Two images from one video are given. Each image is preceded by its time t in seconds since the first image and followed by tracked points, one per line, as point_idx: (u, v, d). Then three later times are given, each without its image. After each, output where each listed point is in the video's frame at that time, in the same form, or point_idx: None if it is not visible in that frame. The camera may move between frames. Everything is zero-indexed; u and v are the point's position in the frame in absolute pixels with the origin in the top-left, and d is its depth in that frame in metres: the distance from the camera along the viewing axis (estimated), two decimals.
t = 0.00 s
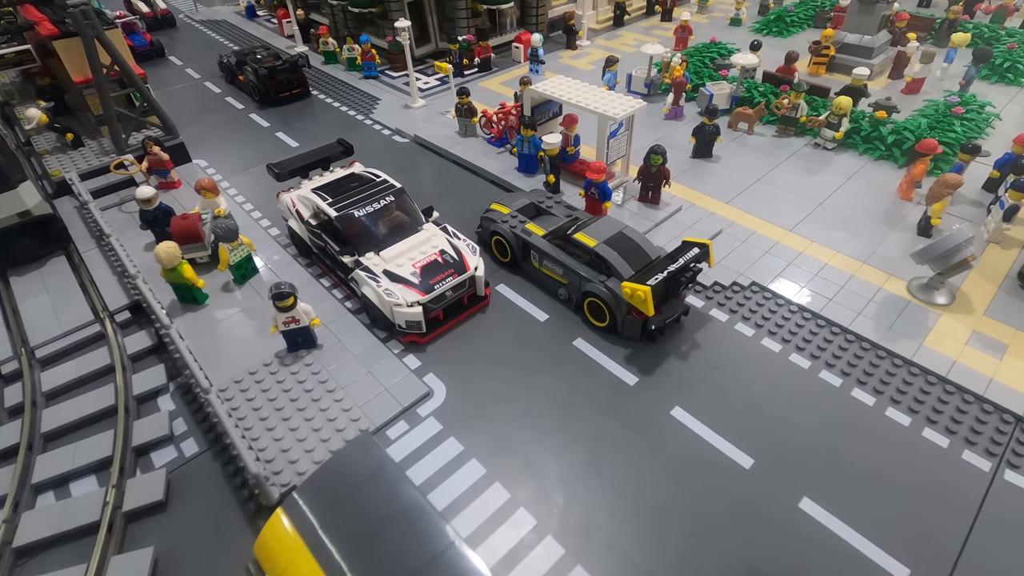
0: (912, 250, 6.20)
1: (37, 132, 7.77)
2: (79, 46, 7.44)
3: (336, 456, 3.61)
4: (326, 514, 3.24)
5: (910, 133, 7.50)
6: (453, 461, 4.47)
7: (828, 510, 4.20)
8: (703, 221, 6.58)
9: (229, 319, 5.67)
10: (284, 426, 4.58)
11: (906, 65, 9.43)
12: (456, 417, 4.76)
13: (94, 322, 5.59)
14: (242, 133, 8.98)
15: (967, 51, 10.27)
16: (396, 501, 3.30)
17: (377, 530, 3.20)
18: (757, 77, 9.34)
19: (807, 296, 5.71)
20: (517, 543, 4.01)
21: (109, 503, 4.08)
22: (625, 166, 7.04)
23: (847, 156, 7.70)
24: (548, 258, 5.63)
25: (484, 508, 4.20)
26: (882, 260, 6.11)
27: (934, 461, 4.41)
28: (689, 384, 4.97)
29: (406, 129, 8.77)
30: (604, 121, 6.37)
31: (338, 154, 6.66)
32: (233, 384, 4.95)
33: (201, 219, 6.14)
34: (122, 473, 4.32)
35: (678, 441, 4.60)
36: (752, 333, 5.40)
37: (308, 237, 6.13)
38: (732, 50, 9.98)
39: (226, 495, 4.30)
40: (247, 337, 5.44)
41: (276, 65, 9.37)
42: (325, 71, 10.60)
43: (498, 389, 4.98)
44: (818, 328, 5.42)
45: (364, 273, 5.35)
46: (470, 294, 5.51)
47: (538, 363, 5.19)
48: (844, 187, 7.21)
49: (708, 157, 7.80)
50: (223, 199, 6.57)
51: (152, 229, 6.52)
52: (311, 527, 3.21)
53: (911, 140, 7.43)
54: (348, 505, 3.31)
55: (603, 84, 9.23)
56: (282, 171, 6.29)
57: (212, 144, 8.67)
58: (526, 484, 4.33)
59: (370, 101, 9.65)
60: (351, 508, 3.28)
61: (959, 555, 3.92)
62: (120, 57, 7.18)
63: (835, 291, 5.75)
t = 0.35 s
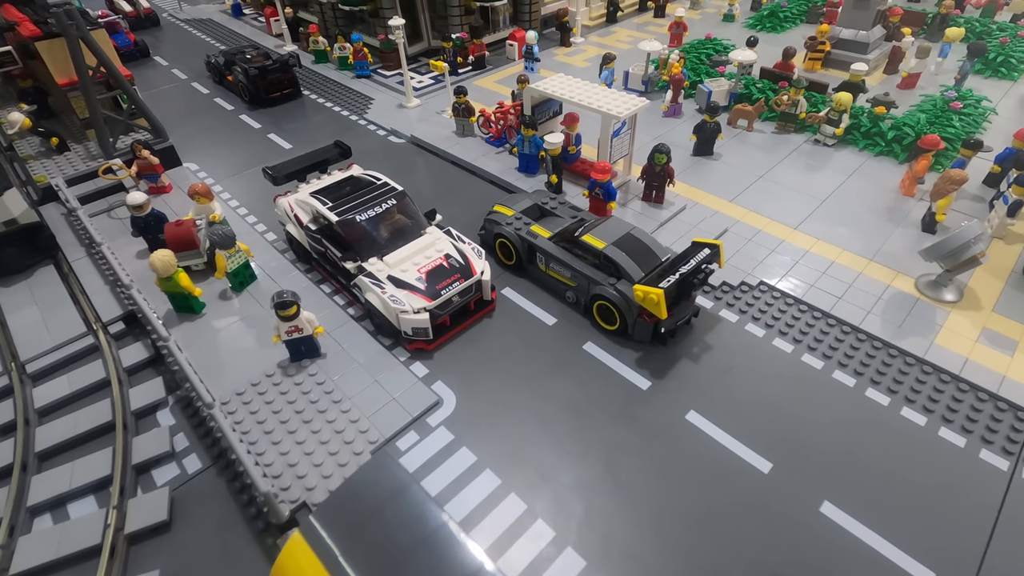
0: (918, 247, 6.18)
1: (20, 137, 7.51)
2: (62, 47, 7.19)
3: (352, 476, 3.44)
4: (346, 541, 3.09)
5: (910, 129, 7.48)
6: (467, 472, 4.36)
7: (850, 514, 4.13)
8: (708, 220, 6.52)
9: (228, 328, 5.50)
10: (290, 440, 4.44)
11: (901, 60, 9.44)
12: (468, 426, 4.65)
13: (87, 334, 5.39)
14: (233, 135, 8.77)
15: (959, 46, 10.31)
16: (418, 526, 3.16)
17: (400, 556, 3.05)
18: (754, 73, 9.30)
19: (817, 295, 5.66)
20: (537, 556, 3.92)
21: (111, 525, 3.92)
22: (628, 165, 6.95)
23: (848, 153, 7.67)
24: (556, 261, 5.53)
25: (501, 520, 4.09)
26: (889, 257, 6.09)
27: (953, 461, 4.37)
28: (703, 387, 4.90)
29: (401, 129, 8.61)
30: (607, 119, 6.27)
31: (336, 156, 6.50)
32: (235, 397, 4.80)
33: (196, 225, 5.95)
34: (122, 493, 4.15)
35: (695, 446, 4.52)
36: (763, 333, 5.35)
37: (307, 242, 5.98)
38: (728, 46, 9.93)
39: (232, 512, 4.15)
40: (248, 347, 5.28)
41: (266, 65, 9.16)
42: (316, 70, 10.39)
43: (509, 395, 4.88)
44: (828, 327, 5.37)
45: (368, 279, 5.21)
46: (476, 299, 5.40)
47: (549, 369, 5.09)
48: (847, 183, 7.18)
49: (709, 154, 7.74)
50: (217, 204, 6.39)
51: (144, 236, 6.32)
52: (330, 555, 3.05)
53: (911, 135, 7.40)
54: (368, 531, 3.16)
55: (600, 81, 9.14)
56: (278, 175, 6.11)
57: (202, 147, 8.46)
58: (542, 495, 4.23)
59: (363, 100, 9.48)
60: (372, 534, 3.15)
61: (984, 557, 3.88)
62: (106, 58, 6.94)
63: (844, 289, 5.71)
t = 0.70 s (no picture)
0: (926, 242, 6.15)
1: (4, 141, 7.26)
2: (47, 47, 6.94)
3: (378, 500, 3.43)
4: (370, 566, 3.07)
5: (913, 123, 7.41)
6: (484, 483, 4.25)
7: (874, 517, 4.07)
8: (715, 218, 6.44)
9: (228, 337, 5.34)
10: (300, 453, 4.30)
11: (899, 53, 9.41)
12: (482, 434, 4.54)
13: (82, 345, 5.21)
14: (225, 136, 8.56)
15: (954, 38, 10.32)
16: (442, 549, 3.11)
17: None
18: (752, 67, 9.24)
19: (828, 292, 5.60)
20: (559, 568, 3.82)
21: (116, 547, 3.76)
22: (632, 163, 6.84)
23: (850, 147, 7.63)
24: (565, 263, 5.42)
25: (521, 531, 3.99)
26: (898, 253, 6.04)
27: (974, 460, 4.33)
28: (719, 389, 4.82)
29: (399, 129, 8.45)
30: (612, 117, 6.17)
31: (336, 158, 6.33)
32: (239, 409, 4.65)
33: (192, 230, 5.77)
34: (126, 513, 3.99)
35: (715, 450, 4.44)
36: (776, 333, 5.28)
37: (308, 247, 5.82)
38: (726, 40, 9.85)
39: (241, 530, 4.01)
40: (250, 356, 5.12)
41: (257, 64, 8.96)
42: (308, 69, 10.18)
43: (522, 402, 4.77)
44: (842, 325, 5.31)
45: (374, 285, 5.07)
46: (485, 303, 5.28)
47: (562, 373, 4.99)
48: (851, 178, 7.13)
49: (712, 151, 7.66)
50: (213, 209, 6.21)
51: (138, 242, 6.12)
52: None
53: (914, 130, 7.35)
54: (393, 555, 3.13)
55: (599, 78, 9.03)
56: (277, 178, 5.94)
57: (194, 149, 8.24)
58: (562, 504, 4.14)
59: (358, 99, 9.30)
60: (396, 558, 3.10)
61: (1011, 557, 3.83)
62: (94, 58, 6.71)
63: (855, 287, 5.66)
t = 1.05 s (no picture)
0: (937, 234, 6.06)
1: None
2: (23, 45, 6.61)
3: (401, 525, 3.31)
4: None
5: (916, 113, 7.32)
6: (502, 495, 4.09)
7: (904, 521, 3.95)
8: (724, 213, 6.31)
9: (226, 347, 5.11)
10: (308, 470, 4.12)
11: (897, 42, 9.32)
12: (498, 444, 4.38)
13: (71, 360, 4.97)
14: (213, 135, 8.27)
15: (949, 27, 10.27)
16: None
17: None
18: (750, 58, 9.12)
19: (842, 288, 5.50)
20: None
21: None
22: (637, 158, 6.68)
23: (854, 139, 7.53)
24: (575, 263, 5.27)
25: (543, 546, 3.84)
26: (910, 245, 5.94)
27: (1001, 459, 4.24)
28: (738, 390, 4.69)
29: (394, 126, 8.22)
30: (618, 111, 6.01)
31: (334, 157, 6.10)
32: (241, 424, 4.45)
33: (185, 236, 5.53)
34: (126, 539, 3.78)
35: (738, 454, 4.31)
36: (792, 331, 5.16)
37: (307, 251, 5.60)
38: (723, 31, 9.69)
39: (249, 553, 3.81)
40: (251, 367, 4.91)
41: (245, 60, 8.68)
42: (296, 65, 9.88)
43: (537, 409, 4.62)
44: (858, 321, 5.21)
45: (379, 290, 4.88)
46: (494, 306, 5.11)
47: (576, 377, 4.85)
48: (857, 170, 7.03)
49: (715, 144, 7.52)
50: (205, 212, 5.97)
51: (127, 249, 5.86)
52: None
53: (919, 120, 7.27)
54: None
55: (597, 70, 8.86)
56: (272, 179, 5.71)
57: (181, 149, 7.94)
58: (584, 515, 4.00)
59: (350, 95, 9.04)
60: None
61: None
62: (74, 57, 6.40)
63: (868, 281, 5.56)
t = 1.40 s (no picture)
0: (944, 228, 6.00)
1: None
2: None
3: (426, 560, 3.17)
4: None
5: (918, 105, 7.26)
6: (519, 508, 3.98)
7: (929, 524, 3.88)
8: (730, 209, 6.21)
9: (224, 359, 4.93)
10: (317, 487, 3.98)
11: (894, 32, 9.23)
12: (512, 454, 4.26)
13: (62, 376, 4.76)
14: (201, 135, 8.00)
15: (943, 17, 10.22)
16: None
17: None
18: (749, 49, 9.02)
19: (853, 285, 5.42)
20: None
21: None
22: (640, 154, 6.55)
23: (856, 131, 7.45)
24: (584, 265, 5.14)
25: (564, 560, 3.74)
26: (918, 239, 5.88)
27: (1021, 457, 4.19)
28: (754, 392, 4.60)
29: (388, 123, 8.01)
30: (622, 107, 5.87)
31: (330, 158, 5.90)
32: (245, 439, 4.29)
33: (177, 243, 5.33)
34: (129, 566, 3.61)
35: (758, 459, 4.22)
36: (805, 330, 5.08)
37: (306, 256, 5.42)
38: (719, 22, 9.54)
39: None
40: (251, 379, 4.73)
41: (231, 56, 8.41)
42: (285, 60, 9.61)
43: (550, 416, 4.50)
44: (870, 319, 5.14)
45: (383, 297, 4.72)
46: (502, 310, 4.96)
47: (589, 383, 4.74)
48: (861, 164, 6.96)
49: (717, 138, 7.41)
50: (197, 217, 5.76)
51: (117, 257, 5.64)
52: None
53: (920, 111, 7.21)
54: None
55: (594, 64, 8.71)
56: (267, 182, 5.51)
57: (168, 150, 7.68)
58: (604, 527, 3.89)
59: (341, 92, 8.81)
60: None
61: None
62: (53, 55, 6.11)
63: (879, 277, 5.50)
